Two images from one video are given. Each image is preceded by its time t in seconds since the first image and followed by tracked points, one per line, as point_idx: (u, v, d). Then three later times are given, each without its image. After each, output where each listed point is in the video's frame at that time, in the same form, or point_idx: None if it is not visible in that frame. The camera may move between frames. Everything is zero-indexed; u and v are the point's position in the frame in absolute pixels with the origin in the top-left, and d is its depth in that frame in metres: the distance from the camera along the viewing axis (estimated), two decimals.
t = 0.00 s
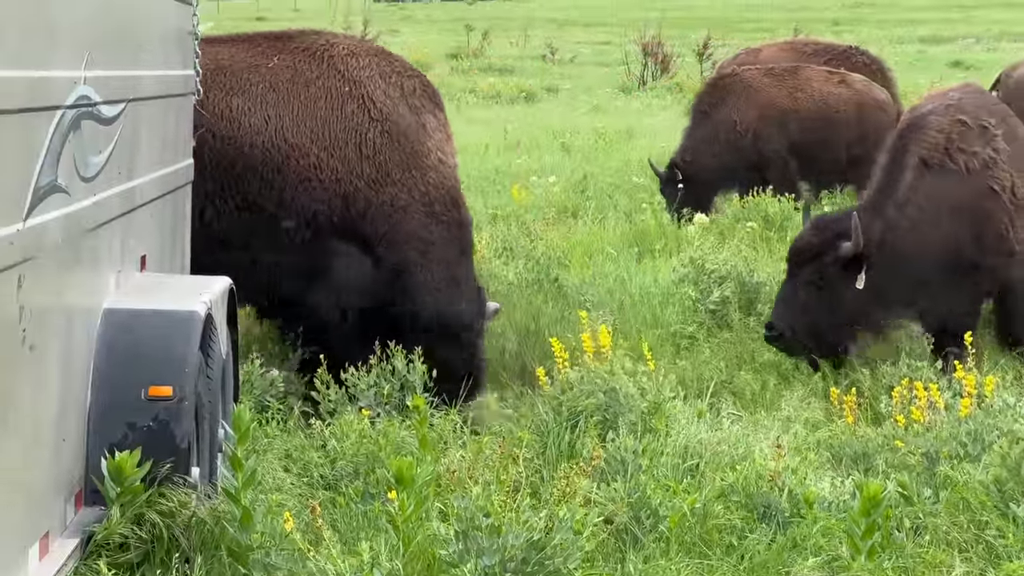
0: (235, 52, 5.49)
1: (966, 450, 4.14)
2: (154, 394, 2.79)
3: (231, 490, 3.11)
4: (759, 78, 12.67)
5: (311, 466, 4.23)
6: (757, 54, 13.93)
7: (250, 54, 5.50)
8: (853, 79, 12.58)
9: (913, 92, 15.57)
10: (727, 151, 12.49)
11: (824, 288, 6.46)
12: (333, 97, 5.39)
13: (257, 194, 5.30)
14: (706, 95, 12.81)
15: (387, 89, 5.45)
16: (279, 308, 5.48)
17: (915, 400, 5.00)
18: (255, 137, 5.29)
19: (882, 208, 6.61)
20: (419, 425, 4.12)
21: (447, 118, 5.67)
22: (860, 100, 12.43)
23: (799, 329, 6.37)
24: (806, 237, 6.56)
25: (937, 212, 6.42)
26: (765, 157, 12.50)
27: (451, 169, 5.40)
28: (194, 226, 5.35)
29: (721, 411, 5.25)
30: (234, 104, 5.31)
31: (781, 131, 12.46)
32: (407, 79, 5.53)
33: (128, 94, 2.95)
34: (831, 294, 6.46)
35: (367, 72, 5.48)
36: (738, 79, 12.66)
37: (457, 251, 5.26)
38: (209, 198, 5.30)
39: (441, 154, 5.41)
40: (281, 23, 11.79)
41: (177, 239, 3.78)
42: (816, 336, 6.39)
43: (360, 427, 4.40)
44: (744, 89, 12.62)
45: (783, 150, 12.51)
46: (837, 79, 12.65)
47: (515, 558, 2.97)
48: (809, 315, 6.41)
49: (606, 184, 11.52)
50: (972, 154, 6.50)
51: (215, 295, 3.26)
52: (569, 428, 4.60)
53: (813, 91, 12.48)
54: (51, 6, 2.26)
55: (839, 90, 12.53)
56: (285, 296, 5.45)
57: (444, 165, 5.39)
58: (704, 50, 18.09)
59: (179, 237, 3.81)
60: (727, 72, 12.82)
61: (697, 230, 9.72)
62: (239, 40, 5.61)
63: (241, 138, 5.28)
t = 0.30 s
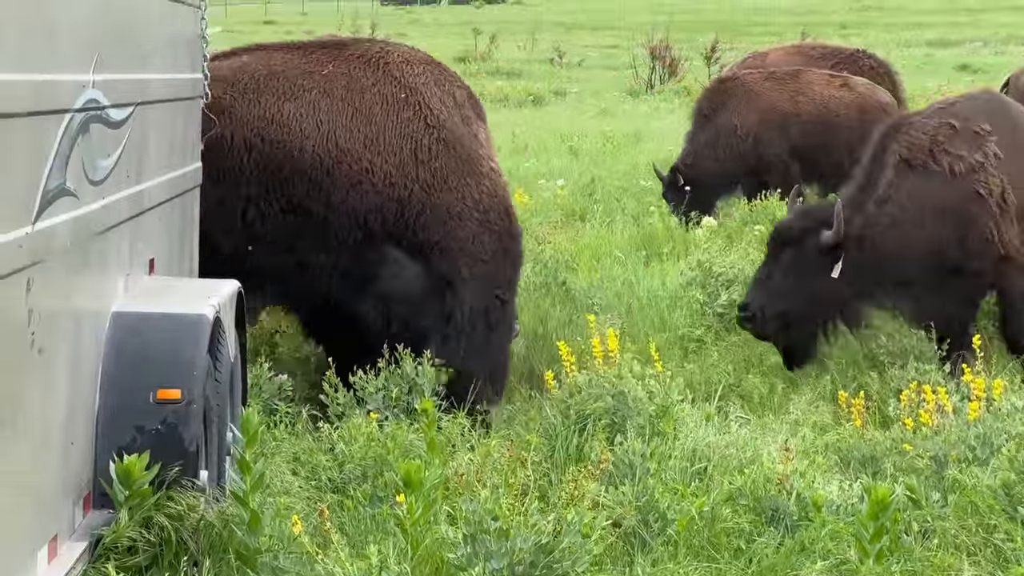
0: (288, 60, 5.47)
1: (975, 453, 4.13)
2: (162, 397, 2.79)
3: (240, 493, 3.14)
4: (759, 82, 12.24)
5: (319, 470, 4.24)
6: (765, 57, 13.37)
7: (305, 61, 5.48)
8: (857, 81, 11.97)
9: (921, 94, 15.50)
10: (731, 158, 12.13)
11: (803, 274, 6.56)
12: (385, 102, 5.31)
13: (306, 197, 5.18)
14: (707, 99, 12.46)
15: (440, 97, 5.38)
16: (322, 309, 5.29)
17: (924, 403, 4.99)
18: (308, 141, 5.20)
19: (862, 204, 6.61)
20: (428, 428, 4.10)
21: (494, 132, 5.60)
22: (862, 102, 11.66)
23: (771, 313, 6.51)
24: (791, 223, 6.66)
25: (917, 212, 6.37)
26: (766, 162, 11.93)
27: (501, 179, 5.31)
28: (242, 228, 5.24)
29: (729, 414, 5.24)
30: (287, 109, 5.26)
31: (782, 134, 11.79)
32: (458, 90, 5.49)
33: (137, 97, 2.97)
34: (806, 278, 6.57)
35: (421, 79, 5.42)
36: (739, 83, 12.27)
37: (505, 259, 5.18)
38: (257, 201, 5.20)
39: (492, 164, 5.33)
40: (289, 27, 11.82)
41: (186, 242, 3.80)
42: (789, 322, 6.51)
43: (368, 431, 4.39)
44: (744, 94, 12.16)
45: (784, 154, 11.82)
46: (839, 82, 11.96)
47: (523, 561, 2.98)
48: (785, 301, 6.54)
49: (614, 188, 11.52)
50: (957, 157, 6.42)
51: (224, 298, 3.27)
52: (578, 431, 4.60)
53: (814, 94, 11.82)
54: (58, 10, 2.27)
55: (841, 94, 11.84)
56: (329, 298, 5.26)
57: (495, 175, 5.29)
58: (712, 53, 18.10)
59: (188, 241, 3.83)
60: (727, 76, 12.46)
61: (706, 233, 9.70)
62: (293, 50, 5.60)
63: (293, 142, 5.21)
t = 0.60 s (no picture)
0: (345, 62, 5.25)
1: (982, 457, 4.12)
2: (170, 401, 2.80)
3: (247, 497, 3.15)
4: (762, 85, 12.05)
5: (326, 473, 4.24)
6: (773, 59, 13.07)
7: (359, 58, 5.27)
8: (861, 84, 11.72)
9: (928, 97, 15.46)
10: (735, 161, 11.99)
11: (795, 268, 6.52)
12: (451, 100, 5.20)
13: (400, 197, 5.01)
14: (712, 102, 12.35)
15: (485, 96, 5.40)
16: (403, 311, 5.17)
17: (931, 406, 4.98)
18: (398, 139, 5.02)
19: (859, 203, 6.48)
20: (436, 432, 4.08)
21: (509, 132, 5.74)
22: (867, 106, 11.45)
23: (758, 303, 6.50)
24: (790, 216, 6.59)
25: (914, 214, 6.31)
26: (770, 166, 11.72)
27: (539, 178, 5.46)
28: (336, 231, 5.06)
29: (736, 418, 5.22)
30: (367, 107, 5.04)
31: (784, 138, 11.61)
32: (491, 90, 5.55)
33: (144, 100, 2.98)
34: (797, 276, 6.52)
35: (466, 76, 5.37)
36: (742, 86, 12.11)
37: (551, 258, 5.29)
38: (353, 203, 5.00)
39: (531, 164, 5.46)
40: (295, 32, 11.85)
41: (193, 245, 3.81)
42: (775, 315, 6.50)
43: (375, 435, 4.39)
44: (748, 97, 12.01)
45: (788, 158, 11.64)
46: (843, 85, 11.76)
47: (530, 565, 2.98)
48: (775, 293, 6.51)
49: (621, 192, 11.51)
50: (957, 158, 6.33)
51: (231, 302, 3.27)
52: (584, 434, 4.60)
53: (818, 97, 11.63)
54: (65, 14, 2.28)
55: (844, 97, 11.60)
56: (414, 300, 5.14)
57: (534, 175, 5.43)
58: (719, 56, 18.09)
59: (195, 243, 3.84)
60: (731, 78, 12.31)
61: (712, 236, 9.69)
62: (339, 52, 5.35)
63: (382, 139, 5.00)
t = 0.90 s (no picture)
0: (425, 95, 5.17)
1: (990, 461, 4.11)
2: (177, 404, 2.81)
3: (254, 501, 3.16)
4: (767, 88, 11.92)
5: (333, 477, 4.22)
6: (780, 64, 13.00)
7: (439, 90, 5.20)
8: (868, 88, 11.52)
9: (935, 101, 15.42)
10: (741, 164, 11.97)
11: (799, 266, 6.53)
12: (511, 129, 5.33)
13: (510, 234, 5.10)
14: (717, 106, 12.32)
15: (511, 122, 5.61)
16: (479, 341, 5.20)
17: (938, 410, 4.97)
18: (510, 182, 5.09)
19: (865, 202, 6.49)
20: (442, 436, 4.08)
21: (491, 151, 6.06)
22: (873, 109, 11.26)
23: (761, 300, 6.50)
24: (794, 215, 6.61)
25: (920, 216, 6.30)
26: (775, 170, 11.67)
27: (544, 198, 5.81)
28: (452, 271, 5.02)
29: (743, 422, 5.21)
30: (473, 142, 5.06)
31: (789, 141, 11.50)
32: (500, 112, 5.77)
33: (151, 105, 2.99)
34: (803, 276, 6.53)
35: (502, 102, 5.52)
36: (747, 90, 12.01)
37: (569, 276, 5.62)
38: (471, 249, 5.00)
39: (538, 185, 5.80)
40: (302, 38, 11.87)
41: (200, 248, 3.82)
42: (779, 312, 6.50)
43: (381, 440, 4.45)
44: (753, 100, 11.91)
45: (792, 162, 11.55)
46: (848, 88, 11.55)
47: (537, 568, 2.97)
48: (780, 291, 6.52)
49: (627, 196, 11.50)
50: (963, 161, 6.31)
51: (237, 305, 3.28)
52: (591, 437, 4.61)
53: (822, 101, 11.45)
54: (74, 20, 2.29)
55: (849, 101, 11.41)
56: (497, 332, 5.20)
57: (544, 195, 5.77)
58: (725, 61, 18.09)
59: (202, 245, 3.84)
60: (736, 81, 12.19)
61: (719, 240, 9.68)
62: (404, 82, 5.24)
63: (494, 176, 5.05)
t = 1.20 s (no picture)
0: (532, 125, 5.47)
1: (998, 465, 4.09)
2: (184, 409, 2.82)
3: (262, 505, 3.17)
4: (772, 93, 11.84)
5: (341, 481, 4.22)
6: (786, 69, 12.93)
7: (546, 121, 5.55)
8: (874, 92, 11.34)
9: (943, 105, 15.36)
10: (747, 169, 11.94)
11: (809, 272, 6.55)
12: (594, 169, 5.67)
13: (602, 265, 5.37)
14: (723, 111, 12.32)
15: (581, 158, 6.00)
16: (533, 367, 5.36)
17: (946, 414, 4.95)
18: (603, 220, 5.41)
19: (874, 205, 6.45)
20: (450, 440, 4.07)
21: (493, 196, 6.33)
22: (879, 113, 11.04)
23: (774, 309, 6.53)
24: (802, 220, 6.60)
25: (930, 220, 6.28)
26: (781, 175, 11.63)
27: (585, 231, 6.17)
28: (552, 294, 5.26)
29: (750, 426, 5.20)
30: (579, 173, 5.42)
31: (794, 145, 11.43)
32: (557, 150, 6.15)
33: (159, 109, 3.00)
34: (813, 280, 6.55)
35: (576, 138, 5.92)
36: (753, 95, 11.96)
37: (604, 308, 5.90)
38: (579, 274, 5.27)
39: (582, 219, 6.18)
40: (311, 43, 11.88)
41: (208, 253, 3.83)
42: (792, 319, 6.53)
43: (389, 443, 4.45)
44: (758, 105, 11.84)
45: (797, 167, 11.47)
46: (855, 92, 11.35)
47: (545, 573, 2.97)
48: (790, 298, 6.55)
49: (634, 200, 11.49)
50: (973, 164, 6.29)
51: (244, 310, 3.29)
52: (598, 441, 4.61)
53: (829, 104, 11.30)
54: (82, 25, 2.31)
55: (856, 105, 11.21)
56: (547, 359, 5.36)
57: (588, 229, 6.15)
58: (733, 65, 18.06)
59: (210, 250, 3.85)
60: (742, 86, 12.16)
61: (726, 245, 9.65)
62: (510, 109, 5.50)
63: (594, 207, 5.38)
